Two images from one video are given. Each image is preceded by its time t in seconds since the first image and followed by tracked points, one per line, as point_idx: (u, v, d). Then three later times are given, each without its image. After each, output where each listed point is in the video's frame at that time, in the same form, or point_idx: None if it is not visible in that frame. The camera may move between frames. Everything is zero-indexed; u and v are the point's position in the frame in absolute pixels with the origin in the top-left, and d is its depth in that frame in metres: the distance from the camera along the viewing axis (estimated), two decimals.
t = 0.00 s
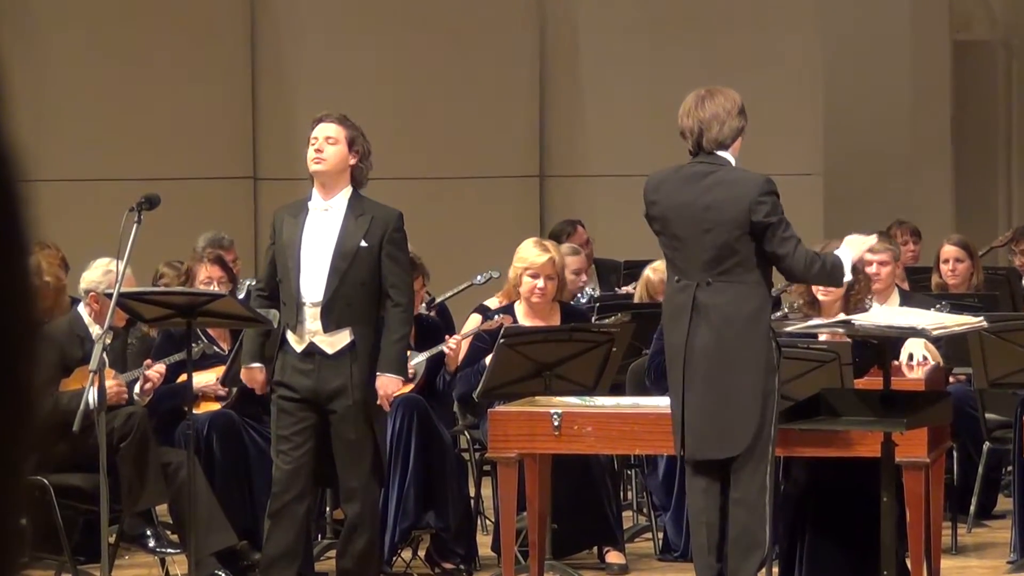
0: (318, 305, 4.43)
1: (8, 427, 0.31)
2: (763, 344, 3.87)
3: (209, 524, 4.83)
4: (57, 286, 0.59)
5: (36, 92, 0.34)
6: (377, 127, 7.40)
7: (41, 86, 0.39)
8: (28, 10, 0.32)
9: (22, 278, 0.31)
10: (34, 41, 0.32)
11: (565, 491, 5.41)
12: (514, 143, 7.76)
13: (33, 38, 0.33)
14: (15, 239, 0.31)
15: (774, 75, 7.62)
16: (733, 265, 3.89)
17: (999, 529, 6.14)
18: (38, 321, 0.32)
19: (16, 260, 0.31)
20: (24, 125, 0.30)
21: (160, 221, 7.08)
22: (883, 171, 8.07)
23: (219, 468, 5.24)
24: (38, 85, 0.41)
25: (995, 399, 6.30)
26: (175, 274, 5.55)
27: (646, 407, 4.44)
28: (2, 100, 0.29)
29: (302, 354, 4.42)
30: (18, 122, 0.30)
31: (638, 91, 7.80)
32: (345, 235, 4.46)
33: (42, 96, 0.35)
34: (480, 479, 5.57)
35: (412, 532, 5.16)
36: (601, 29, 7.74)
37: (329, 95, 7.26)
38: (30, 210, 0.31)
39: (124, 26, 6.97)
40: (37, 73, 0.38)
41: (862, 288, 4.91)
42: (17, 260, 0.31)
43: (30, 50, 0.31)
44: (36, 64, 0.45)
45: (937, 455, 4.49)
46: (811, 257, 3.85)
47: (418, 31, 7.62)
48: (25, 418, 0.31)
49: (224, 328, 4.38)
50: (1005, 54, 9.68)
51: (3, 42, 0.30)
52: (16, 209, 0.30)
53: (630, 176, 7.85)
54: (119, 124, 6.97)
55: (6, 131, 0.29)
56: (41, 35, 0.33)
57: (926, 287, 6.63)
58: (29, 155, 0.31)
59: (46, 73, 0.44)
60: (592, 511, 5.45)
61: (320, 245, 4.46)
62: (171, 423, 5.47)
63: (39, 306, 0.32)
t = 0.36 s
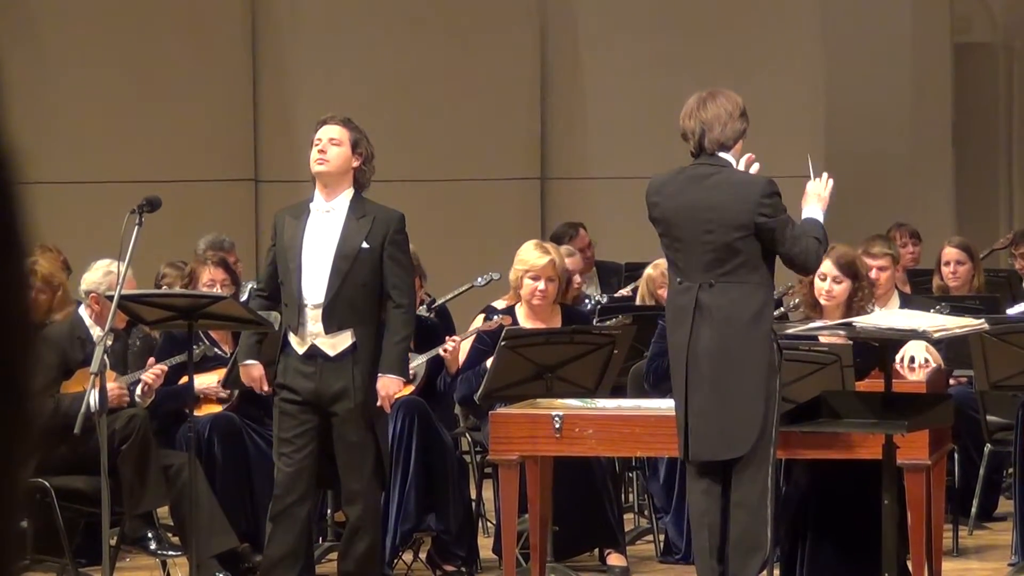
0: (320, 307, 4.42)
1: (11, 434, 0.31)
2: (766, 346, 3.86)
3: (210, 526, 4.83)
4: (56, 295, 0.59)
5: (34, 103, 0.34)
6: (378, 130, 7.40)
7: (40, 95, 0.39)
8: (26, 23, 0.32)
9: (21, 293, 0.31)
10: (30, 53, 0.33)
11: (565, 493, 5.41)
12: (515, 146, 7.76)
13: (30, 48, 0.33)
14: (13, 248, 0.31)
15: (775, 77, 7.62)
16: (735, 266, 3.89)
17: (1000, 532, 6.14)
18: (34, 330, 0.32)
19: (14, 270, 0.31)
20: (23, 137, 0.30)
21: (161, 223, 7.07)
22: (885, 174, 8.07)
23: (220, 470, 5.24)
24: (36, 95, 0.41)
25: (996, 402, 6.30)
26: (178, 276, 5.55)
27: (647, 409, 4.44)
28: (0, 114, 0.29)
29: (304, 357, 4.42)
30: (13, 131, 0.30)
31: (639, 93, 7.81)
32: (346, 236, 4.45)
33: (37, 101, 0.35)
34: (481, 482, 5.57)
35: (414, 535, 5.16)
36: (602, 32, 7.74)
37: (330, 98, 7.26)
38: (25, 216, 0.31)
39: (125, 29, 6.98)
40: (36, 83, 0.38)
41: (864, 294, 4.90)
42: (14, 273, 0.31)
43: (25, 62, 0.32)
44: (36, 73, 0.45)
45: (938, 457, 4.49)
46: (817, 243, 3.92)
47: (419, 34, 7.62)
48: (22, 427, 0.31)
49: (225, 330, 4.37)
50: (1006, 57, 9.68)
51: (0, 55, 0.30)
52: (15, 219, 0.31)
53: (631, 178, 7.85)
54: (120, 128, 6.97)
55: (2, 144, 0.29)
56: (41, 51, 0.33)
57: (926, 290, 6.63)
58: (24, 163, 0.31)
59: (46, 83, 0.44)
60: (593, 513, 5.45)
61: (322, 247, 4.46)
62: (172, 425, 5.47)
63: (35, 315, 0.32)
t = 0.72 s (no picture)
0: (321, 308, 4.42)
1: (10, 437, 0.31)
2: (766, 349, 3.85)
3: (210, 529, 4.83)
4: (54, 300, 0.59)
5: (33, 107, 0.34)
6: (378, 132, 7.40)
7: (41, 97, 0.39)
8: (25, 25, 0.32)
9: (18, 298, 0.31)
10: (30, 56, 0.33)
11: (565, 496, 5.42)
12: (515, 147, 7.76)
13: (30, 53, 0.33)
14: (12, 252, 0.31)
15: (775, 79, 7.62)
16: (734, 268, 3.88)
17: (1000, 533, 6.14)
18: (39, 330, 0.32)
19: (15, 274, 0.31)
20: (26, 140, 0.30)
21: (160, 225, 7.07)
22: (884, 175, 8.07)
23: (219, 472, 5.24)
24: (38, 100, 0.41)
25: (995, 403, 6.30)
26: (179, 278, 5.54)
27: (647, 411, 4.44)
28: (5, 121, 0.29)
29: (305, 358, 4.42)
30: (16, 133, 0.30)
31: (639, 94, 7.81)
32: (347, 237, 4.45)
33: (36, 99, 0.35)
34: (481, 483, 5.57)
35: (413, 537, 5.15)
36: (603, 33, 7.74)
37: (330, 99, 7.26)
38: (25, 216, 0.31)
39: (126, 30, 6.98)
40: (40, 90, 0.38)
41: (866, 303, 4.90)
42: (20, 280, 0.31)
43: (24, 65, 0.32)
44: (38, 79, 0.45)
45: (938, 460, 4.49)
46: (809, 267, 3.90)
47: (419, 36, 7.63)
48: (20, 427, 0.31)
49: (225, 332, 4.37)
50: (1006, 60, 9.69)
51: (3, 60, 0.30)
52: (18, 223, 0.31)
53: (630, 180, 7.85)
54: (120, 129, 6.97)
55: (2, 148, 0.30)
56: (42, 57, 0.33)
57: (926, 291, 6.63)
58: (21, 163, 0.31)
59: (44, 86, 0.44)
60: (592, 515, 5.45)
61: (323, 248, 4.46)
62: (171, 427, 5.47)
63: (33, 316, 0.32)
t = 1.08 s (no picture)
0: (319, 310, 4.42)
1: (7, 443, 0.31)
2: (764, 345, 3.85)
3: (208, 530, 4.83)
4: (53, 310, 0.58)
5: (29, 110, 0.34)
6: (376, 133, 7.40)
7: (40, 95, 0.39)
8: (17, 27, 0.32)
9: (14, 300, 0.31)
10: (25, 57, 0.32)
11: (564, 497, 5.42)
12: (513, 148, 7.76)
13: (26, 54, 0.33)
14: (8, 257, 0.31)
15: (773, 79, 7.62)
16: (730, 264, 3.88)
17: (998, 534, 6.14)
18: (35, 334, 0.32)
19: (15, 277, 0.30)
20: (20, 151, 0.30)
21: (158, 226, 7.06)
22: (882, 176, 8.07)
23: (218, 473, 5.24)
24: (37, 98, 0.40)
25: (994, 403, 6.30)
26: (178, 279, 5.54)
27: (646, 412, 4.44)
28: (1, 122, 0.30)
29: (303, 360, 4.42)
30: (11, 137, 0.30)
31: (637, 95, 7.81)
32: (345, 239, 4.45)
33: (34, 96, 0.34)
34: (479, 484, 5.57)
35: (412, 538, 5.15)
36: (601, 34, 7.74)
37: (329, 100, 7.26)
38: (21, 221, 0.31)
39: (124, 31, 6.97)
40: (39, 92, 0.38)
41: (865, 297, 4.92)
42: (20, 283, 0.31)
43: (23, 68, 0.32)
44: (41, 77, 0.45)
45: (936, 460, 4.49)
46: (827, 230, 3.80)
47: (418, 37, 7.63)
48: (18, 433, 0.31)
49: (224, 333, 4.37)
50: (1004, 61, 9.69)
51: None
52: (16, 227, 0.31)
53: (629, 180, 7.85)
54: (118, 130, 6.97)
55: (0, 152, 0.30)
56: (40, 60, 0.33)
57: (925, 292, 6.63)
58: (15, 161, 0.31)
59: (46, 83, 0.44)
60: (591, 516, 5.45)
61: (321, 250, 4.46)
62: (170, 428, 5.47)
63: (30, 318, 0.32)
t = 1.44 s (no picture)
0: (316, 309, 4.42)
1: (7, 449, 0.31)
2: (771, 346, 3.86)
3: (206, 530, 4.82)
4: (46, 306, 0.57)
5: (29, 110, 0.34)
6: (373, 133, 7.39)
7: (38, 98, 0.39)
8: (11, 28, 0.32)
9: (19, 303, 0.31)
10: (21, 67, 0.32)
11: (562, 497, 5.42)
12: (511, 148, 7.76)
13: (27, 53, 0.33)
14: (10, 258, 0.31)
15: (770, 79, 7.62)
16: (743, 264, 3.89)
17: (995, 533, 6.14)
18: (35, 334, 0.32)
19: (13, 276, 0.31)
20: (22, 151, 0.31)
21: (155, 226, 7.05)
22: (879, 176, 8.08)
23: (215, 473, 5.23)
24: (37, 100, 0.40)
25: (991, 403, 6.30)
26: (176, 278, 5.53)
27: (643, 412, 4.44)
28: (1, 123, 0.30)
29: (300, 359, 4.43)
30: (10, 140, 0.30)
31: (634, 94, 7.81)
32: (342, 239, 4.45)
33: (32, 95, 0.34)
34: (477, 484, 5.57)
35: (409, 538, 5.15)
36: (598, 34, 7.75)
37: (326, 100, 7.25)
38: (19, 220, 0.31)
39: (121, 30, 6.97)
40: (37, 90, 0.38)
41: (860, 293, 4.90)
42: (17, 287, 0.31)
43: (22, 76, 0.32)
44: (36, 80, 0.45)
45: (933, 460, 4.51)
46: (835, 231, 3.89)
47: (415, 37, 7.62)
48: (19, 433, 0.32)
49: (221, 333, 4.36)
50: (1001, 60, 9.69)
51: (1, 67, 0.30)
52: (14, 230, 0.31)
53: (625, 180, 7.85)
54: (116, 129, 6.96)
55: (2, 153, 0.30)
56: (36, 65, 0.33)
57: (922, 292, 6.63)
58: (18, 165, 0.31)
59: (43, 89, 0.43)
60: (588, 516, 5.45)
61: (318, 249, 4.46)
62: (167, 428, 5.46)
63: (27, 320, 0.32)
